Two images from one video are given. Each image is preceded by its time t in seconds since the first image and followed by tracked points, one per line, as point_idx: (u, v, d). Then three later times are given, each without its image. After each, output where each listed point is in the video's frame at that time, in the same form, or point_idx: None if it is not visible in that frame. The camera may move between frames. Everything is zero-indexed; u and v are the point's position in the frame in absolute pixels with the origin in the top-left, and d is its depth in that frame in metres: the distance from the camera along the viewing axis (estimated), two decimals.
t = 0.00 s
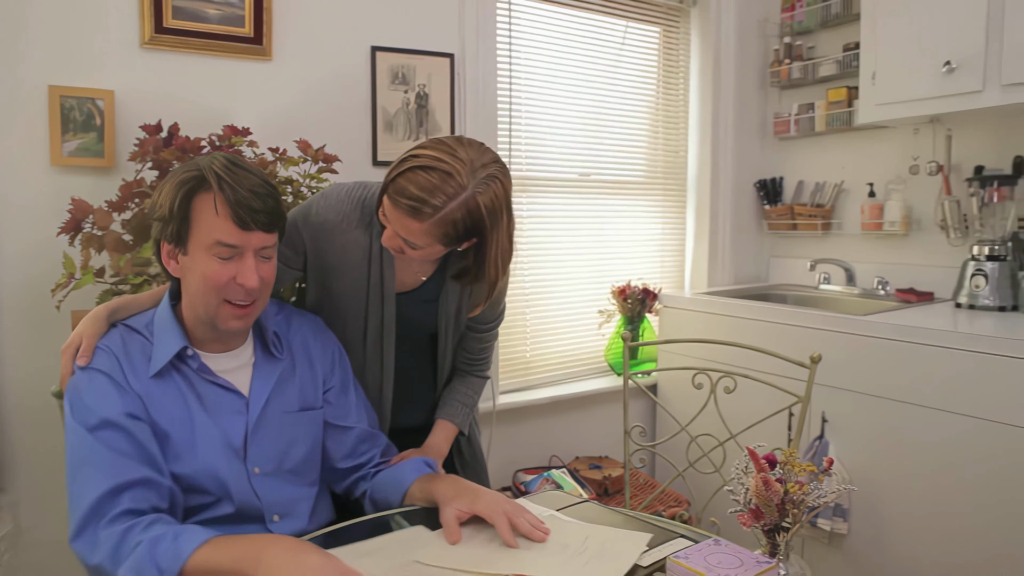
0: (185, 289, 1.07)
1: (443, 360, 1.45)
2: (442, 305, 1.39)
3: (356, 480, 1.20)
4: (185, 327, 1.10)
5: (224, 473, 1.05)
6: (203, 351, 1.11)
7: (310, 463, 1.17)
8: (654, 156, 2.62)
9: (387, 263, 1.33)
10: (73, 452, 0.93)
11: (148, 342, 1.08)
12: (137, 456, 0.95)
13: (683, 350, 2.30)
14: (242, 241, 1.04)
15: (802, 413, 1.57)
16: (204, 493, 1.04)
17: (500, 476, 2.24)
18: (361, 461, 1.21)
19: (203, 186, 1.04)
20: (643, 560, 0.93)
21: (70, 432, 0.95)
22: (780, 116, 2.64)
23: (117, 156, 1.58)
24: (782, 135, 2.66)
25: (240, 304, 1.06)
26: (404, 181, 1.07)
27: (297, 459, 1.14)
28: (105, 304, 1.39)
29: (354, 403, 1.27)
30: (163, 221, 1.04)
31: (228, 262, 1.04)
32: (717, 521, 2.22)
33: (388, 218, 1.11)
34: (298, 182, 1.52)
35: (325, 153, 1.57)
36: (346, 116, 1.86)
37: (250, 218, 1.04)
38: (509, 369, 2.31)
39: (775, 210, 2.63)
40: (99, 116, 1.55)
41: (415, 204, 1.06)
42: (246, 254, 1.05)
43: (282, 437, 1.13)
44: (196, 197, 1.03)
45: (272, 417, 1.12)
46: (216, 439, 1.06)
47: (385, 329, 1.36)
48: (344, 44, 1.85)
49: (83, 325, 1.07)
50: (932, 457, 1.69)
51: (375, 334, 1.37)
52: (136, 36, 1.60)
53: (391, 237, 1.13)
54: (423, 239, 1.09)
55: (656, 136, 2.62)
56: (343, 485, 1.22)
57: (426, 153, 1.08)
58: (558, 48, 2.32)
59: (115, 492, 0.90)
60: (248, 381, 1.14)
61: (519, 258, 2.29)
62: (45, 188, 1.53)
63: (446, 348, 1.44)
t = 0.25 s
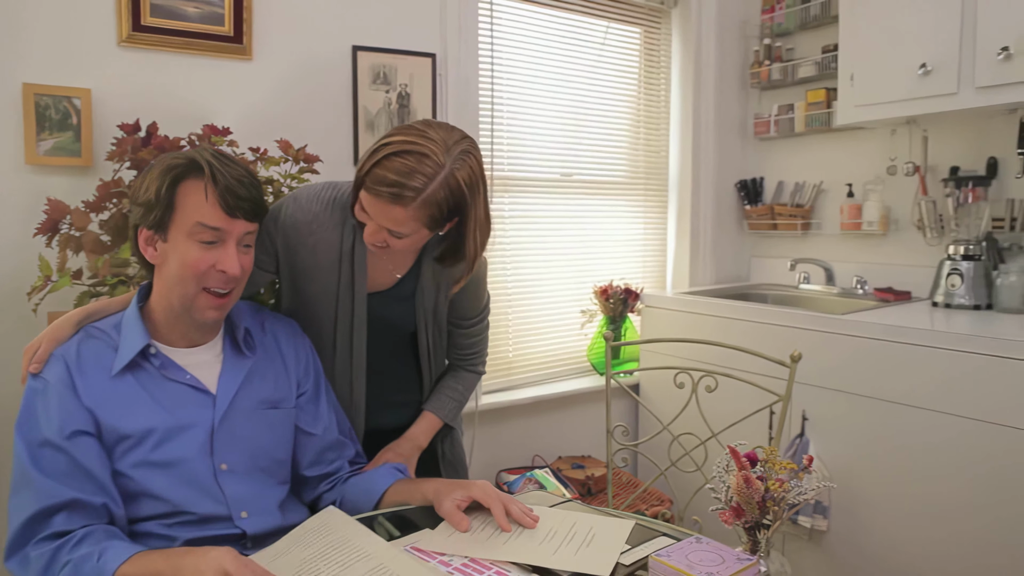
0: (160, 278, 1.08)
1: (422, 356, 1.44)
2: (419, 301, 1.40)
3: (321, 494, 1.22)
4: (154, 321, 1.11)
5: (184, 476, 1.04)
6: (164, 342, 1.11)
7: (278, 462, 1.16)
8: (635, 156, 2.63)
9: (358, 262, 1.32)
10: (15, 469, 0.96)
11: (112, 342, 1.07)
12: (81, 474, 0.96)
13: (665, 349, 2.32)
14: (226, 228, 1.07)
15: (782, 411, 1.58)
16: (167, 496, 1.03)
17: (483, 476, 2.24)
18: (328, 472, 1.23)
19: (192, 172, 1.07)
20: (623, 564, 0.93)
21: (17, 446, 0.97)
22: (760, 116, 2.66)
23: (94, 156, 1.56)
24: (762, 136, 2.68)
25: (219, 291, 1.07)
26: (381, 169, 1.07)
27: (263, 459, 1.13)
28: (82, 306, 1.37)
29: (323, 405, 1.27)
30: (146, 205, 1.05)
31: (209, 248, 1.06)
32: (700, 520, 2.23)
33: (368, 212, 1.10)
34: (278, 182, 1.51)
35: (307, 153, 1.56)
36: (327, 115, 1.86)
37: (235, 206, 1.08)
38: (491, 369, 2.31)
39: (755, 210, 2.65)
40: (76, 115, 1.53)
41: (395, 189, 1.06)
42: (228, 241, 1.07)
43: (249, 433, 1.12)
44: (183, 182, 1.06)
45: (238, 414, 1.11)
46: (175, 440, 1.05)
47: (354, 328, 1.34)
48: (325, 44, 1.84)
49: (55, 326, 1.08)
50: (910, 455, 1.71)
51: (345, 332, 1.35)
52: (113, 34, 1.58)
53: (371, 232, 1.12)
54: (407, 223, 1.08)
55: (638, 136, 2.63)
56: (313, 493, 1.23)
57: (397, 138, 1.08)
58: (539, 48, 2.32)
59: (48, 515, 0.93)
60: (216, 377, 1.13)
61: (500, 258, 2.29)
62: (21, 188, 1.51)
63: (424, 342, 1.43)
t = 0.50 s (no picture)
0: (144, 286, 1.07)
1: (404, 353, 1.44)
2: (397, 295, 1.39)
3: (306, 496, 1.22)
4: (138, 326, 1.10)
5: (167, 477, 1.04)
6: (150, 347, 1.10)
7: (263, 462, 1.15)
8: (622, 157, 2.64)
9: (332, 256, 1.31)
10: None
11: (91, 344, 1.07)
12: (56, 480, 0.95)
13: (652, 349, 2.33)
14: (217, 240, 1.07)
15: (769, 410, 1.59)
16: (150, 498, 1.02)
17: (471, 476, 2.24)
18: (313, 473, 1.23)
19: (181, 183, 1.06)
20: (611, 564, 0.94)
21: None
22: (746, 117, 2.68)
23: (77, 155, 1.54)
24: (748, 137, 2.69)
25: (208, 301, 1.07)
26: (356, 151, 1.07)
27: (247, 458, 1.13)
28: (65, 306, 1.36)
29: (308, 405, 1.26)
30: (131, 215, 1.04)
31: (200, 260, 1.05)
32: (687, 519, 2.24)
33: (352, 200, 1.11)
34: (265, 182, 1.50)
35: (293, 154, 1.56)
36: (313, 115, 1.85)
37: (226, 218, 1.07)
38: (478, 369, 2.31)
39: (741, 210, 2.67)
40: (58, 114, 1.51)
41: (377, 165, 1.07)
42: (218, 252, 1.07)
43: (230, 433, 1.12)
44: (172, 194, 1.05)
45: (219, 413, 1.11)
46: (157, 441, 1.04)
47: (330, 321, 1.33)
48: (311, 43, 1.83)
49: (35, 327, 1.08)
50: (896, 453, 1.72)
51: (322, 328, 1.34)
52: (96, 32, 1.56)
53: (359, 218, 1.13)
54: (395, 199, 1.10)
55: (624, 136, 2.64)
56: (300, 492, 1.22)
57: (359, 118, 1.10)
58: (526, 48, 2.32)
59: (22, 522, 0.92)
60: (197, 377, 1.12)
61: (487, 258, 2.29)
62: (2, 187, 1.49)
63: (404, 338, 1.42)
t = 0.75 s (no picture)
0: (133, 297, 1.05)
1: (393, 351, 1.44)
2: (379, 290, 1.39)
3: (305, 493, 1.22)
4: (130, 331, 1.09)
5: (156, 485, 1.03)
6: (142, 352, 1.09)
7: (256, 467, 1.15)
8: (609, 157, 2.64)
9: (311, 254, 1.31)
10: None
11: (82, 347, 1.06)
12: (24, 488, 0.93)
13: (639, 349, 2.34)
14: (202, 262, 1.02)
15: (755, 410, 1.59)
16: (139, 507, 1.02)
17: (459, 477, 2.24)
18: (311, 472, 1.22)
19: (165, 202, 1.01)
20: (598, 563, 0.94)
21: None
22: (733, 117, 2.69)
23: (60, 155, 1.53)
24: (735, 137, 2.71)
25: (195, 321, 1.04)
26: (335, 141, 1.08)
27: (240, 463, 1.12)
28: (49, 307, 1.35)
29: (302, 406, 1.26)
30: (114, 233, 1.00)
31: (184, 283, 1.01)
32: (674, 518, 2.25)
33: (339, 192, 1.12)
34: (251, 182, 1.50)
35: (280, 154, 1.55)
36: (300, 115, 1.84)
37: (211, 239, 1.02)
38: (467, 369, 2.31)
39: (728, 210, 2.68)
40: (41, 113, 1.50)
41: (362, 150, 1.09)
42: (203, 274, 1.03)
43: (223, 438, 1.11)
44: (155, 214, 1.00)
45: (211, 419, 1.10)
46: (146, 449, 1.03)
47: (314, 323, 1.32)
48: (298, 42, 1.82)
49: (25, 324, 1.06)
50: (881, 451, 1.73)
51: (306, 329, 1.34)
52: (79, 30, 1.55)
53: (348, 209, 1.14)
54: (381, 180, 1.13)
55: (612, 137, 2.64)
56: (298, 491, 1.22)
57: (325, 108, 1.10)
58: (514, 48, 2.32)
59: None
60: (189, 381, 1.11)
61: (474, 258, 2.28)
62: None
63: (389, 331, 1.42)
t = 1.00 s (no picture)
0: (126, 306, 1.04)
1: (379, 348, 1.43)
2: (364, 286, 1.39)
3: (298, 495, 1.21)
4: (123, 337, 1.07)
5: (149, 492, 1.03)
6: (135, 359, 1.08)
7: (249, 473, 1.15)
8: (597, 158, 2.65)
9: (297, 253, 1.31)
10: None
11: (76, 348, 1.05)
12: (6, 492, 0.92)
13: (627, 348, 2.34)
14: (195, 276, 1.01)
15: (742, 409, 1.60)
16: (131, 513, 1.01)
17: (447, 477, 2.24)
18: (305, 473, 1.22)
19: (158, 214, 0.99)
20: (586, 562, 0.94)
21: None
22: (720, 118, 2.70)
23: (43, 154, 1.51)
24: (722, 138, 2.72)
25: (187, 333, 1.03)
26: (325, 138, 1.08)
27: (233, 470, 1.12)
28: (31, 308, 1.33)
29: (296, 410, 1.26)
30: (106, 243, 0.99)
31: (177, 296, 1.00)
32: (662, 517, 2.25)
33: (334, 187, 1.12)
34: (237, 183, 1.49)
35: (266, 154, 1.55)
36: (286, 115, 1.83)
37: (205, 254, 1.01)
38: (455, 369, 2.31)
39: (715, 210, 2.70)
40: (23, 112, 1.48)
41: (353, 142, 1.09)
42: (196, 287, 1.01)
43: (218, 444, 1.11)
44: (148, 225, 0.99)
45: (207, 426, 1.10)
46: (140, 456, 1.03)
47: (302, 320, 1.32)
48: (284, 42, 1.82)
49: (20, 320, 1.05)
50: (867, 449, 1.75)
51: (295, 328, 1.33)
52: (62, 29, 1.53)
53: (343, 204, 1.14)
54: (373, 170, 1.14)
55: (600, 137, 2.65)
56: (289, 496, 1.21)
57: (304, 108, 1.09)
58: (501, 48, 2.33)
59: None
60: (184, 387, 1.11)
61: (462, 258, 2.28)
62: None
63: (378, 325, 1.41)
